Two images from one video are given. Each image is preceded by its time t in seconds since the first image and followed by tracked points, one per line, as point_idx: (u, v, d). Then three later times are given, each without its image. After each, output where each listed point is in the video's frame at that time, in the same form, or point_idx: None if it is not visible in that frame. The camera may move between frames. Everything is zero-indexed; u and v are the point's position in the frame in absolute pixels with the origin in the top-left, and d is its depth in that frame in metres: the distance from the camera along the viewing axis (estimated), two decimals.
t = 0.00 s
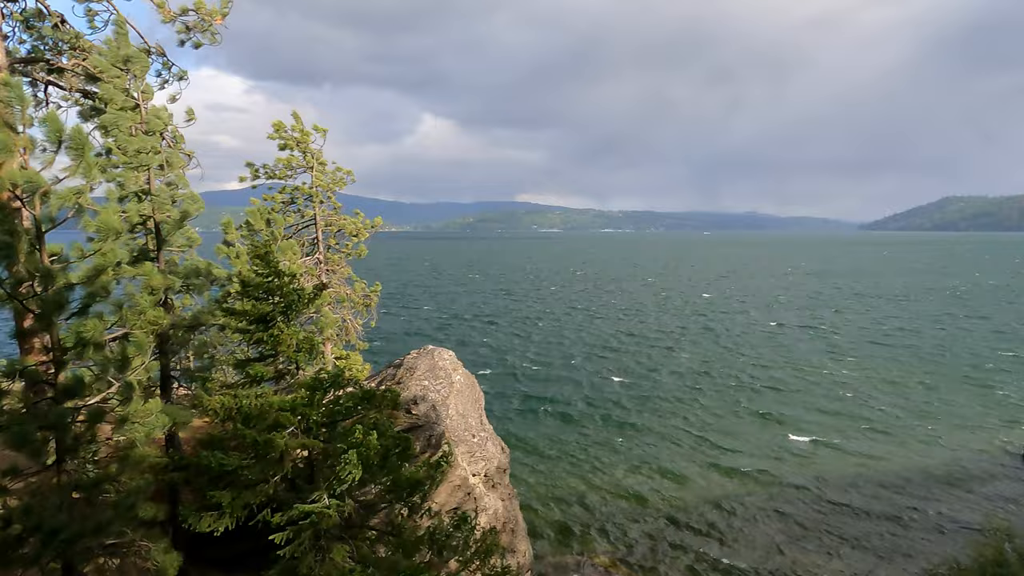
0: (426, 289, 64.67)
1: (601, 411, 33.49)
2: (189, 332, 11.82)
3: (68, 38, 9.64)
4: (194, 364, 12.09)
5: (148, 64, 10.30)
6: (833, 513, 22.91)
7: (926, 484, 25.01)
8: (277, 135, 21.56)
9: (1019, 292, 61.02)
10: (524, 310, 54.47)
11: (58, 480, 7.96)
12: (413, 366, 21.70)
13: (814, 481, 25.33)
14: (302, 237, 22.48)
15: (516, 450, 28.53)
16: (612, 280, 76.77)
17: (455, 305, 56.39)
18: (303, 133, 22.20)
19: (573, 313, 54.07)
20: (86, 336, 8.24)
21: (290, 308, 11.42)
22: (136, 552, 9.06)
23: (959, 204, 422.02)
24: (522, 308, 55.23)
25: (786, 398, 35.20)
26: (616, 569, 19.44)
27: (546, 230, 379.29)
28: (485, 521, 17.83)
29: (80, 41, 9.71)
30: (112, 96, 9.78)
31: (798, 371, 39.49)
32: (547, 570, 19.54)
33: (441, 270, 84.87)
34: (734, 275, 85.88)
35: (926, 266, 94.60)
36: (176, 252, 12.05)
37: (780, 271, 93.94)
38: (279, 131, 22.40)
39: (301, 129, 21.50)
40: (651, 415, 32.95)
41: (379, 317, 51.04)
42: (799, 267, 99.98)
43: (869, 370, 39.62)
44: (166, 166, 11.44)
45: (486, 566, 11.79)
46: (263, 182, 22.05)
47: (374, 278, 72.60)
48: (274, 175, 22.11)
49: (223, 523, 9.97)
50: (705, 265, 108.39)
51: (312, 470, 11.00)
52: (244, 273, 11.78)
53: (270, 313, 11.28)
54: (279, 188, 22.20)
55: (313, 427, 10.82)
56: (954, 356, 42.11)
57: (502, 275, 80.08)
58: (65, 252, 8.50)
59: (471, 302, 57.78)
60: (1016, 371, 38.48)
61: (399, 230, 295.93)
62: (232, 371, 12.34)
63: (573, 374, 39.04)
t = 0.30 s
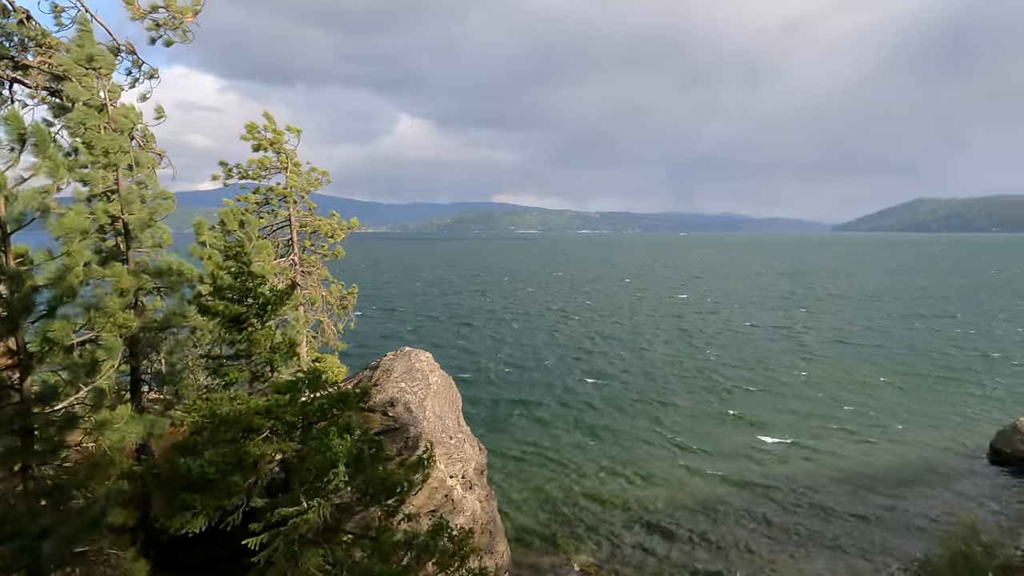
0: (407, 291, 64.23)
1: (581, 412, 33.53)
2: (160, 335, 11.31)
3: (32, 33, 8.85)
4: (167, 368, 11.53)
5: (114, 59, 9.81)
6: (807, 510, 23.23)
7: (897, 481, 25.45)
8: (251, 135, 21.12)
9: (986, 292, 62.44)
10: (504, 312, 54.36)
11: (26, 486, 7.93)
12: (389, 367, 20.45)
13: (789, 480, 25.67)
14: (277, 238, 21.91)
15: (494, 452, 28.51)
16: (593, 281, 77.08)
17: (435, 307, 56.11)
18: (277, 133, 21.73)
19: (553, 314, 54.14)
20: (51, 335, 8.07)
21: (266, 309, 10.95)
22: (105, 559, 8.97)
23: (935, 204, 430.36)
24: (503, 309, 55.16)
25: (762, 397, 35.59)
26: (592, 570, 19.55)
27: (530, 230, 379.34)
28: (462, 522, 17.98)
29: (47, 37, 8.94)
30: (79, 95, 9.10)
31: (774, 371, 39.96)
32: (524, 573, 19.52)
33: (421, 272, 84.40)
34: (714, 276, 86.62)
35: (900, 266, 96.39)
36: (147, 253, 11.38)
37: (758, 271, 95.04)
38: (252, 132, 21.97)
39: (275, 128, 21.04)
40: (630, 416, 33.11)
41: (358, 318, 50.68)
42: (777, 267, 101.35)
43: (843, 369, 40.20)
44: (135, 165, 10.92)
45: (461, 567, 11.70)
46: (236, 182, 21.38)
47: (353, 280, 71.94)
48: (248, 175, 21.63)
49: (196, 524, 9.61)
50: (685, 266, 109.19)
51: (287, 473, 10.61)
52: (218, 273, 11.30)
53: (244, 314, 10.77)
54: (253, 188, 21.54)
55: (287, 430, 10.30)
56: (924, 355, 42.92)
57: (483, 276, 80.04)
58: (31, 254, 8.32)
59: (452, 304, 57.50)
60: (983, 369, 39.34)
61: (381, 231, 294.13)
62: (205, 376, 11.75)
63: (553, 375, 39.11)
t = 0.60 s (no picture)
0: (387, 292, 63.90)
1: (560, 413, 33.57)
2: (133, 338, 10.62)
3: None
4: (139, 370, 10.87)
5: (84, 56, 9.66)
6: (780, 507, 23.65)
7: (867, 477, 26.00)
8: (226, 135, 20.77)
9: (953, 291, 64.08)
10: (484, 313, 54.40)
11: None
12: (367, 369, 19.38)
13: (764, 478, 26.07)
14: (252, 239, 21.26)
15: (471, 453, 28.60)
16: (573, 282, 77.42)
17: (415, 308, 55.97)
18: (253, 133, 21.30)
19: (534, 315, 54.33)
20: (18, 337, 8.49)
21: (241, 311, 10.51)
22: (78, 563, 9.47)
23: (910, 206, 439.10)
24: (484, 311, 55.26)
25: (738, 397, 36.08)
26: (571, 567, 19.74)
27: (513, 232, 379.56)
28: (439, 523, 17.81)
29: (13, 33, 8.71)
30: (49, 94, 8.93)
31: (750, 370, 40.58)
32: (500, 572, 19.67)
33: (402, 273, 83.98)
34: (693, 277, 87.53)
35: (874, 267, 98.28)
36: (119, 255, 10.63)
37: (735, 272, 96.32)
38: (227, 132, 21.66)
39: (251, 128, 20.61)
40: (609, 417, 33.33)
41: (338, 320, 50.32)
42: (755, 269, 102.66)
43: (816, 369, 40.89)
44: (107, 166, 10.15)
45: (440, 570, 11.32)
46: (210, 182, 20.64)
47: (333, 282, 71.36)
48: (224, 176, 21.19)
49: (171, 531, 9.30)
50: (665, 267, 110.05)
51: (262, 476, 10.56)
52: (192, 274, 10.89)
53: (217, 316, 10.38)
54: (227, 188, 20.76)
55: (262, 433, 10.08)
56: (894, 354, 43.89)
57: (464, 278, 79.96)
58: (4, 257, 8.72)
59: (432, 305, 57.37)
60: (951, 368, 40.37)
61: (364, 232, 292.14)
62: (181, 378, 11.29)
63: (533, 376, 39.26)
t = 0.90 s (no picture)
0: (365, 293, 63.18)
1: (537, 413, 33.48)
2: (103, 342, 10.32)
3: None
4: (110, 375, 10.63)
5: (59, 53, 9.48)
6: (756, 504, 23.82)
7: (840, 474, 26.31)
8: (199, 134, 20.22)
9: (923, 292, 65.48)
10: (463, 315, 54.04)
11: None
12: (344, 371, 19.12)
13: (740, 476, 26.25)
14: (225, 241, 20.08)
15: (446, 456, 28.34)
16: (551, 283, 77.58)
17: (394, 309, 55.43)
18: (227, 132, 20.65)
19: (513, 316, 54.17)
20: None
21: (214, 314, 10.23)
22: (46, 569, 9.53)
23: (886, 208, 447.57)
24: (463, 312, 54.94)
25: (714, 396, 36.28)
26: (544, 569, 19.68)
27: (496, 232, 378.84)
28: (418, 528, 17.38)
29: None
30: (21, 89, 8.90)
31: (726, 370, 40.83)
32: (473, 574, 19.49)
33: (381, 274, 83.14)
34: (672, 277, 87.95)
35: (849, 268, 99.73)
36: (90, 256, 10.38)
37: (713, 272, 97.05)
38: (201, 130, 21.10)
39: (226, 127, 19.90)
40: (586, 416, 33.32)
41: (313, 322, 49.67)
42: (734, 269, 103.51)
43: (790, 368, 41.41)
44: (78, 165, 10.16)
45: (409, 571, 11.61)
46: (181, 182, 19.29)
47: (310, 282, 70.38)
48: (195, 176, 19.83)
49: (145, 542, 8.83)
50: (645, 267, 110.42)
51: (235, 481, 10.08)
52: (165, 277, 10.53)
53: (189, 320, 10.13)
54: (200, 188, 19.43)
55: (235, 436, 9.85)
56: (865, 353, 44.65)
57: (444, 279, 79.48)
58: None
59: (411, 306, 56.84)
60: (921, 367, 41.07)
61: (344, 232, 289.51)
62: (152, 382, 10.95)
63: (511, 377, 39.08)
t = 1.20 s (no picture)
0: (341, 296, 62.62)
1: (513, 415, 33.49)
2: (72, 345, 10.62)
3: None
4: (76, 380, 10.79)
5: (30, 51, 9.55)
6: (730, 502, 24.12)
7: (811, 471, 26.72)
8: (172, 134, 19.80)
9: (893, 292, 66.85)
10: (440, 317, 53.87)
11: None
12: (320, 373, 18.41)
13: (711, 476, 26.50)
14: (198, 243, 19.33)
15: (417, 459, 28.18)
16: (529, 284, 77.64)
17: (370, 312, 55.05)
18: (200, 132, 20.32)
19: (489, 318, 54.16)
20: None
21: (188, 317, 10.11)
22: None
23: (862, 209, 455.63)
24: (439, 314, 54.81)
25: (687, 396, 36.62)
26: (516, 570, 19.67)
27: (479, 232, 378.45)
28: (394, 531, 16.99)
29: None
30: None
31: (699, 371, 41.22)
32: None
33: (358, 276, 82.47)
34: (648, 279, 88.66)
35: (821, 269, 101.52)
36: (59, 257, 10.74)
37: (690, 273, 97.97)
38: (172, 128, 20.67)
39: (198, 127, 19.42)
40: (563, 417, 33.43)
41: (286, 325, 48.98)
42: (711, 270, 104.47)
43: (762, 367, 41.97)
44: (48, 166, 10.43)
45: None
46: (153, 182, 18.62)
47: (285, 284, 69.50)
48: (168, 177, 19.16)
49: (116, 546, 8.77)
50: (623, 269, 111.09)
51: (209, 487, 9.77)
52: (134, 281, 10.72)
53: (166, 321, 9.92)
54: (174, 188, 18.77)
55: (208, 440, 9.46)
56: (837, 352, 45.47)
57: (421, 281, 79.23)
58: None
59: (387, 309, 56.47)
60: (888, 366, 41.97)
61: (324, 233, 287.23)
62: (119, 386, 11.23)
63: (486, 378, 39.06)
